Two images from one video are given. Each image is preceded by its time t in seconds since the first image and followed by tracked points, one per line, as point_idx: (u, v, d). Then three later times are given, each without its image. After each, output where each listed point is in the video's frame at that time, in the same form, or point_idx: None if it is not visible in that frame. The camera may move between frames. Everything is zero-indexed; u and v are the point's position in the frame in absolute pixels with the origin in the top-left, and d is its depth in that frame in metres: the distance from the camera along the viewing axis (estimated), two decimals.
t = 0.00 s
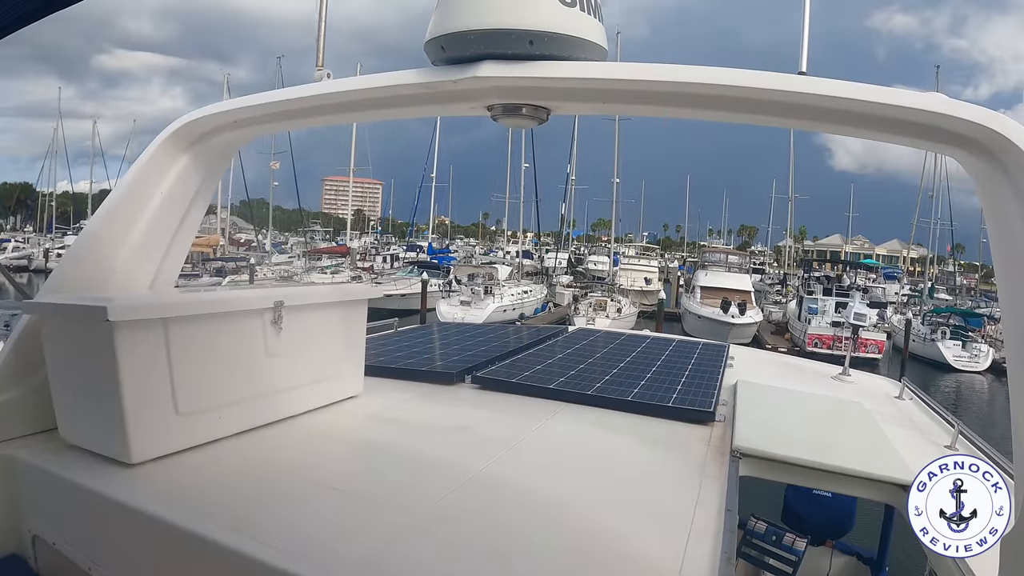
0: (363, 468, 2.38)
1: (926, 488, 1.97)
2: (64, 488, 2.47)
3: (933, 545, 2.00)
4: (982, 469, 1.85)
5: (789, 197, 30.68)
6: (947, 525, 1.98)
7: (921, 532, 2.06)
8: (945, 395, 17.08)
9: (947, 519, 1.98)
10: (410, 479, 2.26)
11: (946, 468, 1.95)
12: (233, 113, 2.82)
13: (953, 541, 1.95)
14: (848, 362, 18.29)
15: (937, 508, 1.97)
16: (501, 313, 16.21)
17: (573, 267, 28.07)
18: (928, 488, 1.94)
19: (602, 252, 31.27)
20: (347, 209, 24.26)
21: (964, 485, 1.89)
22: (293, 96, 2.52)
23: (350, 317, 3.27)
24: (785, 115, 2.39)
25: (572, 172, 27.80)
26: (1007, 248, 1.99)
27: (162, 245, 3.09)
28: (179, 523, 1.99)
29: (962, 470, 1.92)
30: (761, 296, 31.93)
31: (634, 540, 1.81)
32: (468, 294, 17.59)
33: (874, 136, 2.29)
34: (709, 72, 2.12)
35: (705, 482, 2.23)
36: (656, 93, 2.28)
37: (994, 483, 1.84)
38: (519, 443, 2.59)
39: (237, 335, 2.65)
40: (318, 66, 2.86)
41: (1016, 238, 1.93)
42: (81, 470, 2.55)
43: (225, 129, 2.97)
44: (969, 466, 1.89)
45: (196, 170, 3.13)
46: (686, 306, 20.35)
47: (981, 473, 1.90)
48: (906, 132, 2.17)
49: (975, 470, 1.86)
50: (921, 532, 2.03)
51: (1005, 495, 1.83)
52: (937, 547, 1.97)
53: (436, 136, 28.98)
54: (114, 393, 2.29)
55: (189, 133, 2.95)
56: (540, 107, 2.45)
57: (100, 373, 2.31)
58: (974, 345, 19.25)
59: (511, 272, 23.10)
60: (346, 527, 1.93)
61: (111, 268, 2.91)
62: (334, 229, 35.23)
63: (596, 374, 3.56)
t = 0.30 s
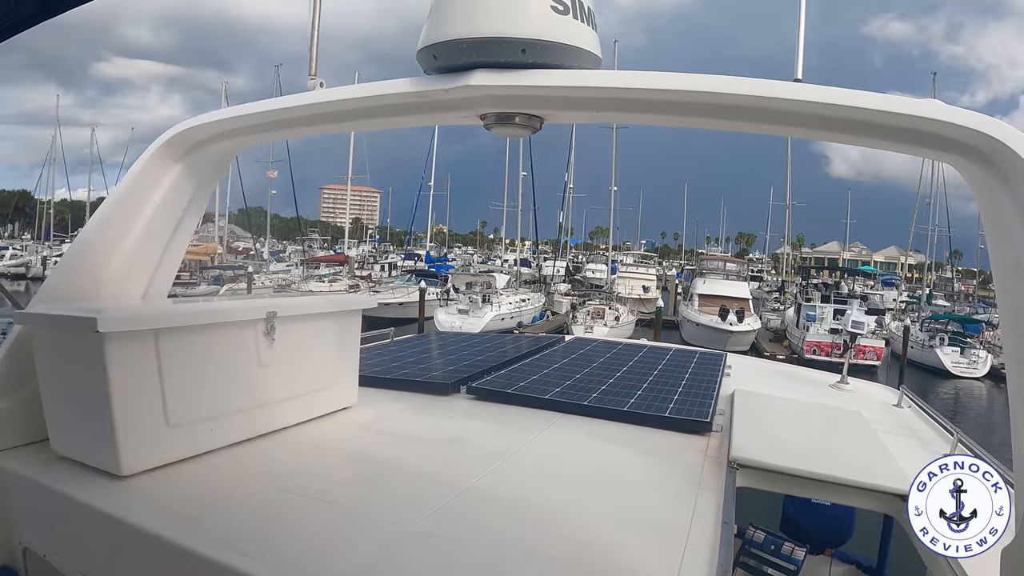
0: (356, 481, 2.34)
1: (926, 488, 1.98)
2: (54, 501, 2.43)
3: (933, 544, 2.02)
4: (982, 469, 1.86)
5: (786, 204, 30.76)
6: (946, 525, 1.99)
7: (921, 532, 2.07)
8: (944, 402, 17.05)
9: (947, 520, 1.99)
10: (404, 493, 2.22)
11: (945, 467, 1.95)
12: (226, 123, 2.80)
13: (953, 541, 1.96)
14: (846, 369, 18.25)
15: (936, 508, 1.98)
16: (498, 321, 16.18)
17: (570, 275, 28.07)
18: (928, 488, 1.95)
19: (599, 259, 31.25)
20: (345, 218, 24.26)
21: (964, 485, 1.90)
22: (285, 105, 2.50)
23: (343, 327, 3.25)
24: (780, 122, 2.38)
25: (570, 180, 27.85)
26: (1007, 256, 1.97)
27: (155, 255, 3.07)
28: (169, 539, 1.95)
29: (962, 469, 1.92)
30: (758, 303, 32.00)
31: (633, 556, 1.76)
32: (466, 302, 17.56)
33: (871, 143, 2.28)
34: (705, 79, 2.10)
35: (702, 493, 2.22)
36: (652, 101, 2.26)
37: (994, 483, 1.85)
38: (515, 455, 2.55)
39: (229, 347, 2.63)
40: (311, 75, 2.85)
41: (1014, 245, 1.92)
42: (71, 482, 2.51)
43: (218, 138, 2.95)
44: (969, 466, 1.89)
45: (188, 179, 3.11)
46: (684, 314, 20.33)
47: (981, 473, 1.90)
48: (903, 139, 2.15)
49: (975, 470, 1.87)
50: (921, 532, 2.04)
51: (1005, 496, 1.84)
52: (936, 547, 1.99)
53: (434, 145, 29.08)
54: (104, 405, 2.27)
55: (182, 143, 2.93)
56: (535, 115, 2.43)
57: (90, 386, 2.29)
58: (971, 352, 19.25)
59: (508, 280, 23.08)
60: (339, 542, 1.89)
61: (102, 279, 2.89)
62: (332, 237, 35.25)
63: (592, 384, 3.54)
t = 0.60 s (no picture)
0: (347, 490, 2.30)
1: (926, 488, 1.94)
2: (40, 511, 2.39)
3: (933, 545, 1.95)
4: (981, 468, 1.83)
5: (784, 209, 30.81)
6: (946, 525, 1.93)
7: (920, 533, 2.01)
8: (943, 407, 17.01)
9: (947, 520, 1.94)
10: (395, 502, 2.18)
11: (945, 467, 1.91)
12: (217, 128, 2.77)
13: (953, 541, 1.91)
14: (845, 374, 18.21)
15: (936, 508, 1.93)
16: (497, 327, 16.14)
17: (569, 281, 28.05)
18: (928, 488, 1.91)
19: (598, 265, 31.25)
20: (344, 223, 24.26)
21: (964, 485, 1.86)
22: (274, 110, 2.47)
23: (335, 334, 3.22)
24: (774, 126, 2.36)
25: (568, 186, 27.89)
26: (1007, 262, 1.95)
27: (146, 260, 3.04)
28: (155, 550, 1.91)
29: (961, 469, 1.88)
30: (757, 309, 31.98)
31: (627, 567, 1.72)
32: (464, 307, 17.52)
33: (868, 147, 2.25)
34: (697, 82, 2.08)
35: (697, 501, 2.19)
36: (644, 105, 2.24)
37: (994, 482, 1.81)
38: (508, 463, 2.52)
39: (218, 354, 2.60)
40: (301, 81, 2.83)
41: (1013, 249, 1.90)
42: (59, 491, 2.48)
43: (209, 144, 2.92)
44: (969, 466, 1.85)
45: (180, 185, 3.08)
46: (682, 319, 20.30)
47: (981, 472, 1.87)
48: (900, 143, 2.13)
49: (974, 469, 1.84)
50: (922, 533, 1.98)
51: (1005, 495, 1.80)
52: (936, 547, 1.93)
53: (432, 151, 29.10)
54: (91, 413, 2.24)
55: (172, 148, 2.90)
56: (526, 120, 2.41)
57: (77, 393, 2.26)
58: (970, 356, 19.21)
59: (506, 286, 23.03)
60: (327, 553, 1.85)
61: (92, 284, 2.87)
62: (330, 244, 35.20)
63: (587, 392, 3.50)
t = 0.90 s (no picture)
0: (326, 498, 2.26)
1: (926, 488, 1.94)
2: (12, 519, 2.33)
3: (933, 544, 1.95)
4: (982, 468, 1.81)
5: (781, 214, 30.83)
6: (946, 525, 1.92)
7: (921, 533, 2.00)
8: (940, 411, 16.95)
9: (947, 520, 1.93)
10: (374, 512, 2.14)
11: (945, 467, 1.91)
12: (198, 130, 2.74)
13: (953, 541, 1.90)
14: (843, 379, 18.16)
15: (936, 508, 1.93)
16: (493, 332, 16.08)
17: (566, 286, 28.03)
18: (928, 488, 1.91)
19: (596, 269, 31.23)
20: (340, 228, 24.25)
21: (964, 485, 1.85)
22: (255, 112, 2.44)
23: (318, 339, 3.18)
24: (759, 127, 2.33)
25: (565, 191, 27.88)
26: (1000, 265, 1.91)
27: (127, 264, 3.00)
28: (127, 559, 1.86)
29: (961, 469, 1.87)
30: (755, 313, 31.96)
31: None
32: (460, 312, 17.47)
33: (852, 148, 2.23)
34: (682, 81, 2.04)
35: (684, 509, 2.15)
36: (628, 105, 2.20)
37: (994, 483, 1.80)
38: (492, 470, 2.47)
39: (196, 358, 2.55)
40: (283, 82, 2.80)
41: (1003, 248, 1.88)
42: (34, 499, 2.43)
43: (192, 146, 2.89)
44: (969, 466, 1.84)
45: (162, 189, 3.04)
46: (680, 324, 20.25)
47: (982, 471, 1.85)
48: (888, 142, 2.09)
49: (974, 469, 1.83)
50: (922, 532, 1.98)
51: (1006, 495, 1.79)
52: (936, 547, 1.93)
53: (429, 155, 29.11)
54: (66, 418, 2.19)
55: (154, 151, 2.87)
56: (510, 120, 2.37)
57: (51, 398, 2.21)
58: (967, 360, 19.17)
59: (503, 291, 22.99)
60: (302, 562, 1.81)
61: (73, 288, 2.82)
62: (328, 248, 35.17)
63: (576, 397, 3.46)
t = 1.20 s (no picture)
0: (303, 501, 2.22)
1: (926, 488, 1.91)
2: None
3: (933, 544, 1.90)
4: (982, 468, 1.77)
5: (779, 217, 30.85)
6: (947, 525, 1.87)
7: (923, 534, 1.95)
8: (939, 413, 16.88)
9: (948, 520, 1.88)
10: (353, 516, 2.10)
11: (945, 468, 1.88)
12: (177, 129, 2.71)
13: (953, 541, 1.85)
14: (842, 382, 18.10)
15: (936, 508, 1.89)
16: (490, 335, 16.02)
17: (564, 288, 27.96)
18: (927, 488, 1.89)
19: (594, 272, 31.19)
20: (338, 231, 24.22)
21: (964, 485, 1.82)
22: (234, 109, 2.41)
23: (300, 341, 3.14)
24: (743, 125, 2.29)
25: (563, 193, 27.87)
26: (992, 261, 1.89)
27: (109, 264, 2.96)
28: (95, 561, 1.82)
29: (962, 469, 1.83)
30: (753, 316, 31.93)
31: None
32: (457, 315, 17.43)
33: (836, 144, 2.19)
34: (664, 75, 2.00)
35: (666, 514, 2.12)
36: (610, 100, 2.17)
37: (994, 482, 1.75)
38: (473, 473, 2.43)
39: (173, 359, 2.52)
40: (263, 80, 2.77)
41: (995, 246, 1.87)
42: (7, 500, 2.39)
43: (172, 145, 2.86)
44: (968, 466, 1.80)
45: (143, 188, 3.01)
46: (678, 326, 20.20)
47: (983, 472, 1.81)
48: (875, 136, 2.06)
49: (974, 469, 1.79)
50: (923, 532, 1.93)
51: (1006, 495, 1.73)
52: (935, 547, 1.88)
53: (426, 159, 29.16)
54: (39, 418, 2.15)
55: (134, 150, 2.83)
56: (493, 116, 2.33)
57: (23, 398, 2.17)
58: (966, 363, 19.12)
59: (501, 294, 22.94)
60: (272, 566, 1.77)
61: (54, 287, 2.78)
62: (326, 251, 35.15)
63: (563, 400, 3.43)
